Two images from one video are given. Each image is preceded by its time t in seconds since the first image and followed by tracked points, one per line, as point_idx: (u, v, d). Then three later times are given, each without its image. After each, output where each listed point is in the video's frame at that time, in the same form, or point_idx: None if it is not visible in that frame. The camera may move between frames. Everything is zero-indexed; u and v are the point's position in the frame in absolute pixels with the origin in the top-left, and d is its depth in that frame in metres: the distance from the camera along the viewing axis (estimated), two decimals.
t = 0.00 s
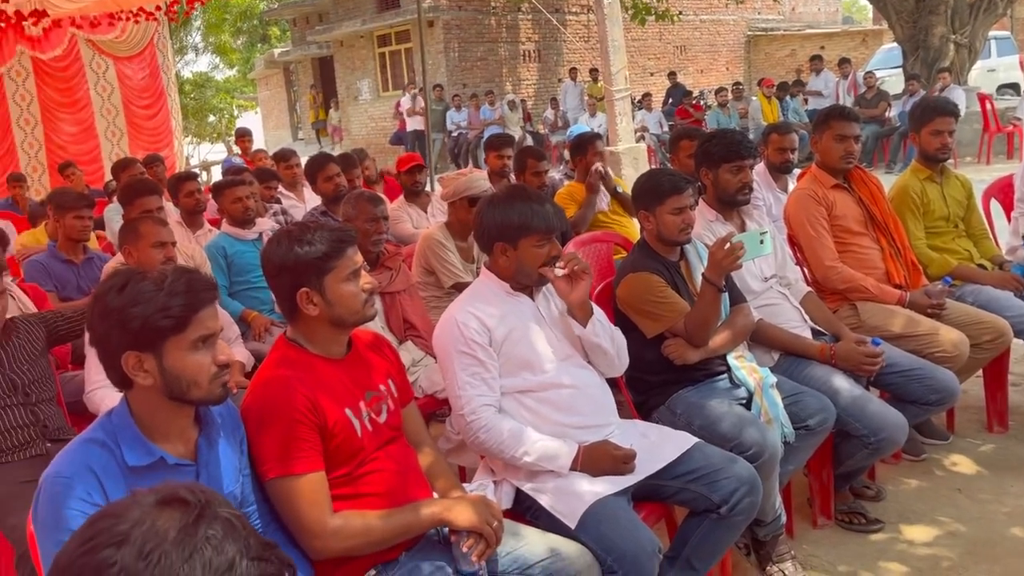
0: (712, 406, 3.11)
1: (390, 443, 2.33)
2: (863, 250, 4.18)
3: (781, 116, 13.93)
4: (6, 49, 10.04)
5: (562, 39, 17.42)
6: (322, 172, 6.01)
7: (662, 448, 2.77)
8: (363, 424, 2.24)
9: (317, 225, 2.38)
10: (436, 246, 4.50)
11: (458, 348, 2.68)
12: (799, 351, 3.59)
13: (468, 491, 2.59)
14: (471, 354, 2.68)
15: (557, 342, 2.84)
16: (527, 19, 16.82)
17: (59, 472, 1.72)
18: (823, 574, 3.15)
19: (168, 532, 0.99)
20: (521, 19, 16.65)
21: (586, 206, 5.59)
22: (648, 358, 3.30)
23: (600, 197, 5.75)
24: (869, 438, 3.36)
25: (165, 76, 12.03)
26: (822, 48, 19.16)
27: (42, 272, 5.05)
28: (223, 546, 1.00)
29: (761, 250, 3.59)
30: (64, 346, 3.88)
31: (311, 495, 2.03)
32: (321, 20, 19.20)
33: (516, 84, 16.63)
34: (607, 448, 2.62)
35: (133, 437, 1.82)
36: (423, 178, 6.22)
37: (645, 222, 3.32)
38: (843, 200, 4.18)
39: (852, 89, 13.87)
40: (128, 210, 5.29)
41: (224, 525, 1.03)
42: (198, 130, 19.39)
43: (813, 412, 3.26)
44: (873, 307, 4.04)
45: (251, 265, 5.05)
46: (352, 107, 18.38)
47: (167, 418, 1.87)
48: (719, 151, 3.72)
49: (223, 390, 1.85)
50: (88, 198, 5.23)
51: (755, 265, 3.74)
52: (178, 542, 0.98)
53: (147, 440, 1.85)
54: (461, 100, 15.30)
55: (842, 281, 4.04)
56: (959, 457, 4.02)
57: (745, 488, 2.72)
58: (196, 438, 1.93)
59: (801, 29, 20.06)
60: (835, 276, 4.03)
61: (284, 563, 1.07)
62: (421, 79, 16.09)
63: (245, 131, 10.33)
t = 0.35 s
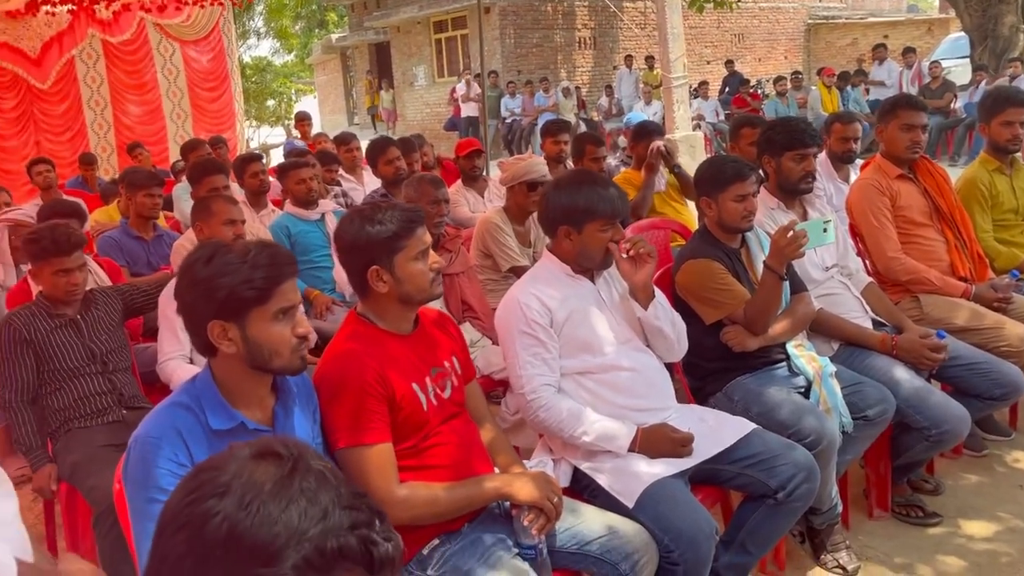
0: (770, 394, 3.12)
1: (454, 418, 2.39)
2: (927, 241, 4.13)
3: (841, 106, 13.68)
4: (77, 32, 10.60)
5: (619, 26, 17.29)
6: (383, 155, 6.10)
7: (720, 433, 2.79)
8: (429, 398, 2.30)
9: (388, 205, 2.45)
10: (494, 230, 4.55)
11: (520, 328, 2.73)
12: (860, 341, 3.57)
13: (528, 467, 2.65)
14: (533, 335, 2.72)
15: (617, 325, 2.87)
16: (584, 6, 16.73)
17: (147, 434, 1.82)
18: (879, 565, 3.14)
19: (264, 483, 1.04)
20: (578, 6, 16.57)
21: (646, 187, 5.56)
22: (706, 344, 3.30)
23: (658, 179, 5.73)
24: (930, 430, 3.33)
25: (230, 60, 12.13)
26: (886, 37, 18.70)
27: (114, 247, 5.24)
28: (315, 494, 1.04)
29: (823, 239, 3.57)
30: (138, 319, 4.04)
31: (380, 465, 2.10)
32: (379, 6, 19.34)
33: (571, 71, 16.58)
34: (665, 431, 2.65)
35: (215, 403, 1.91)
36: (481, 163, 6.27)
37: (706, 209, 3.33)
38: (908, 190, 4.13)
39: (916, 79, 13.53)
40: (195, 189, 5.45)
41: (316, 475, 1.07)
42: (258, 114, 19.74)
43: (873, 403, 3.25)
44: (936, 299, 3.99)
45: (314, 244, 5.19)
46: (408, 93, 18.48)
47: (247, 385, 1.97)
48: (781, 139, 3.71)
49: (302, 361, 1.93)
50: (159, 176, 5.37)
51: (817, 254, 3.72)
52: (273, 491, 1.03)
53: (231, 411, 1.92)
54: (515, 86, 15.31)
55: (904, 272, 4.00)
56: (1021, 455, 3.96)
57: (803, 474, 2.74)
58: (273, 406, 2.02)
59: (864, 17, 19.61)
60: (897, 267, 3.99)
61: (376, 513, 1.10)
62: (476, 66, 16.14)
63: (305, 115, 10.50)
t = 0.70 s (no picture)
0: (822, 382, 3.13)
1: (509, 394, 2.46)
2: (987, 235, 4.09)
3: (903, 97, 13.40)
4: (144, 15, 10.96)
5: (675, 13, 17.12)
6: (439, 140, 6.19)
7: (770, 419, 2.82)
8: (486, 375, 2.38)
9: (451, 186, 2.53)
10: (548, 216, 4.60)
11: (574, 310, 2.78)
12: (915, 333, 3.55)
13: (580, 446, 2.71)
14: (587, 317, 2.77)
15: (671, 310, 2.91)
16: None
17: (224, 398, 1.92)
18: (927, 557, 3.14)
19: (269, 419, 1.16)
20: None
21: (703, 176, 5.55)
22: (759, 333, 3.32)
23: (714, 169, 5.72)
24: (984, 424, 3.31)
25: (290, 43, 12.15)
26: (952, 27, 18.23)
27: (180, 225, 5.41)
28: (312, 416, 1.15)
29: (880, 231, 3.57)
30: (203, 295, 4.20)
31: (438, 436, 2.18)
32: None
33: (626, 58, 16.48)
34: (716, 415, 2.69)
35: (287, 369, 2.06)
36: (535, 149, 6.33)
37: (763, 197, 3.34)
38: (970, 183, 4.07)
39: (982, 70, 13.19)
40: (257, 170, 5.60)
41: (314, 402, 1.19)
42: (314, 98, 19.99)
43: (926, 395, 3.23)
44: (994, 294, 3.94)
45: (371, 225, 5.28)
46: (461, 79, 18.51)
47: (318, 353, 2.11)
48: (841, 130, 3.68)
49: (369, 333, 2.11)
50: (221, 156, 5.53)
51: (873, 245, 3.71)
52: (270, 426, 1.15)
53: (297, 371, 2.11)
54: (569, 73, 15.28)
55: (962, 266, 3.96)
56: None
57: (853, 462, 2.76)
58: (341, 375, 2.18)
59: (929, 6, 19.13)
60: (955, 261, 3.95)
61: (390, 422, 1.20)
62: (530, 52, 16.14)
63: (361, 100, 10.64)
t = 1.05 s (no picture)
0: (875, 374, 3.11)
1: (560, 374, 2.49)
2: None
3: (970, 87, 13.03)
4: None
5: None
6: (493, 123, 6.22)
7: (820, 409, 2.81)
8: (538, 355, 2.41)
9: (509, 168, 2.57)
10: (601, 200, 4.60)
11: (626, 295, 2.80)
12: (973, 328, 3.49)
13: (629, 429, 2.74)
14: (638, 301, 2.79)
15: (723, 296, 2.91)
16: None
17: (284, 367, 1.99)
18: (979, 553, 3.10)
19: (301, 372, 1.35)
20: None
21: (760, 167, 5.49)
22: (812, 323, 3.30)
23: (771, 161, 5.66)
24: None
25: (345, 23, 12.37)
26: None
27: (239, 202, 5.53)
28: (335, 362, 1.34)
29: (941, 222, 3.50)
30: (261, 271, 4.31)
31: (489, 412, 2.23)
32: None
33: (683, 43, 16.28)
34: (766, 403, 2.70)
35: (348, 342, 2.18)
36: (589, 134, 6.33)
37: (820, 185, 3.31)
38: None
39: None
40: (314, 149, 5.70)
41: (339, 351, 1.37)
42: (369, 79, 20.13)
43: (982, 390, 3.19)
44: None
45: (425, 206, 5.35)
46: (515, 62, 18.46)
47: (378, 328, 2.22)
48: (904, 119, 3.64)
49: (429, 308, 2.23)
50: (279, 136, 5.64)
51: (933, 237, 3.65)
52: (301, 373, 1.34)
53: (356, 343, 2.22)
54: (624, 58, 15.16)
55: None
56: None
57: (904, 455, 2.74)
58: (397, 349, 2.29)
59: None
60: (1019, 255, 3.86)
61: (408, 363, 1.37)
62: (586, 37, 16.04)
63: (416, 82, 10.71)
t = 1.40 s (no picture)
0: (935, 366, 3.06)
1: (612, 356, 2.50)
2: None
3: None
4: None
5: None
6: (550, 106, 6.21)
7: (877, 399, 2.78)
8: (591, 336, 2.42)
9: (568, 149, 2.58)
10: (657, 185, 4.57)
11: (680, 280, 2.78)
12: None
13: (680, 414, 2.73)
14: (692, 287, 2.78)
15: (778, 283, 2.88)
16: None
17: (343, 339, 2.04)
18: None
19: (360, 338, 1.38)
20: None
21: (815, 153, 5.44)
22: (869, 313, 3.24)
23: (830, 145, 5.58)
24: None
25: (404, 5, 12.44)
26: None
27: (298, 181, 5.63)
28: (394, 328, 1.36)
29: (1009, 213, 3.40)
30: (319, 249, 4.39)
31: (542, 392, 2.25)
32: None
33: (743, 28, 16.02)
34: (820, 391, 2.68)
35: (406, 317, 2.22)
36: (646, 119, 6.28)
37: (882, 173, 3.25)
38: None
39: None
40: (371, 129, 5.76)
41: (399, 319, 1.39)
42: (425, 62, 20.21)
43: None
44: None
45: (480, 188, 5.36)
46: (572, 46, 18.34)
47: (435, 305, 2.26)
48: (974, 107, 3.55)
49: (485, 285, 2.26)
50: (338, 116, 5.72)
51: (999, 229, 3.56)
52: (360, 339, 1.37)
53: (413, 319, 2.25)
54: (683, 43, 14.97)
55: None
56: None
57: (962, 449, 2.72)
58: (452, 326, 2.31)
59: None
60: None
61: (463, 328, 1.40)
62: (645, 21, 15.88)
63: (473, 65, 10.73)
